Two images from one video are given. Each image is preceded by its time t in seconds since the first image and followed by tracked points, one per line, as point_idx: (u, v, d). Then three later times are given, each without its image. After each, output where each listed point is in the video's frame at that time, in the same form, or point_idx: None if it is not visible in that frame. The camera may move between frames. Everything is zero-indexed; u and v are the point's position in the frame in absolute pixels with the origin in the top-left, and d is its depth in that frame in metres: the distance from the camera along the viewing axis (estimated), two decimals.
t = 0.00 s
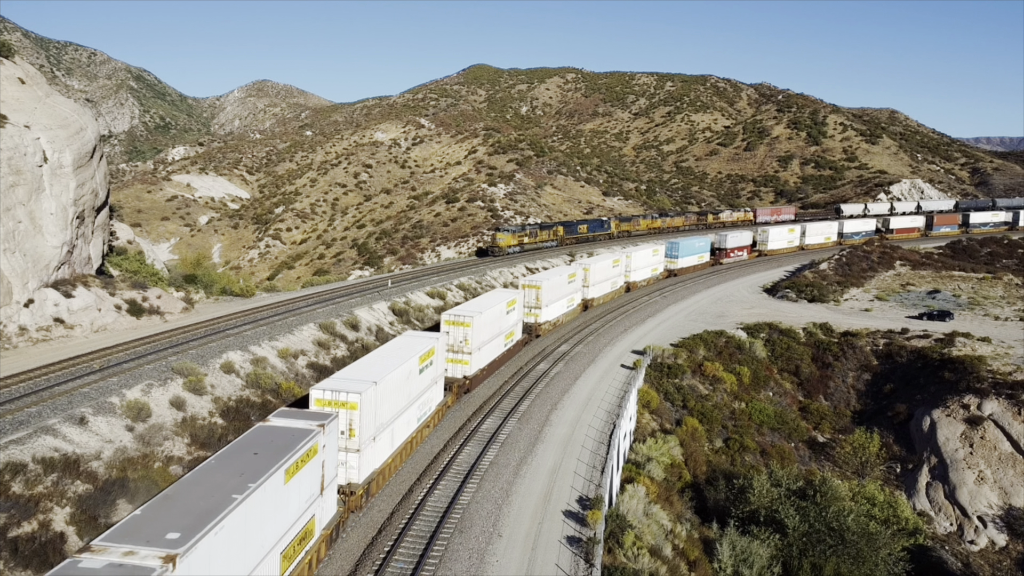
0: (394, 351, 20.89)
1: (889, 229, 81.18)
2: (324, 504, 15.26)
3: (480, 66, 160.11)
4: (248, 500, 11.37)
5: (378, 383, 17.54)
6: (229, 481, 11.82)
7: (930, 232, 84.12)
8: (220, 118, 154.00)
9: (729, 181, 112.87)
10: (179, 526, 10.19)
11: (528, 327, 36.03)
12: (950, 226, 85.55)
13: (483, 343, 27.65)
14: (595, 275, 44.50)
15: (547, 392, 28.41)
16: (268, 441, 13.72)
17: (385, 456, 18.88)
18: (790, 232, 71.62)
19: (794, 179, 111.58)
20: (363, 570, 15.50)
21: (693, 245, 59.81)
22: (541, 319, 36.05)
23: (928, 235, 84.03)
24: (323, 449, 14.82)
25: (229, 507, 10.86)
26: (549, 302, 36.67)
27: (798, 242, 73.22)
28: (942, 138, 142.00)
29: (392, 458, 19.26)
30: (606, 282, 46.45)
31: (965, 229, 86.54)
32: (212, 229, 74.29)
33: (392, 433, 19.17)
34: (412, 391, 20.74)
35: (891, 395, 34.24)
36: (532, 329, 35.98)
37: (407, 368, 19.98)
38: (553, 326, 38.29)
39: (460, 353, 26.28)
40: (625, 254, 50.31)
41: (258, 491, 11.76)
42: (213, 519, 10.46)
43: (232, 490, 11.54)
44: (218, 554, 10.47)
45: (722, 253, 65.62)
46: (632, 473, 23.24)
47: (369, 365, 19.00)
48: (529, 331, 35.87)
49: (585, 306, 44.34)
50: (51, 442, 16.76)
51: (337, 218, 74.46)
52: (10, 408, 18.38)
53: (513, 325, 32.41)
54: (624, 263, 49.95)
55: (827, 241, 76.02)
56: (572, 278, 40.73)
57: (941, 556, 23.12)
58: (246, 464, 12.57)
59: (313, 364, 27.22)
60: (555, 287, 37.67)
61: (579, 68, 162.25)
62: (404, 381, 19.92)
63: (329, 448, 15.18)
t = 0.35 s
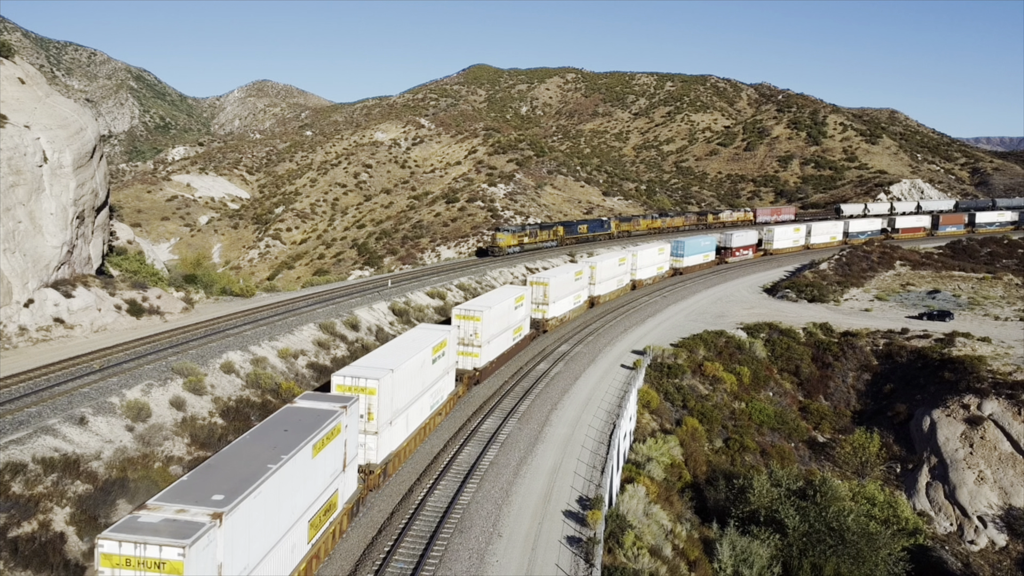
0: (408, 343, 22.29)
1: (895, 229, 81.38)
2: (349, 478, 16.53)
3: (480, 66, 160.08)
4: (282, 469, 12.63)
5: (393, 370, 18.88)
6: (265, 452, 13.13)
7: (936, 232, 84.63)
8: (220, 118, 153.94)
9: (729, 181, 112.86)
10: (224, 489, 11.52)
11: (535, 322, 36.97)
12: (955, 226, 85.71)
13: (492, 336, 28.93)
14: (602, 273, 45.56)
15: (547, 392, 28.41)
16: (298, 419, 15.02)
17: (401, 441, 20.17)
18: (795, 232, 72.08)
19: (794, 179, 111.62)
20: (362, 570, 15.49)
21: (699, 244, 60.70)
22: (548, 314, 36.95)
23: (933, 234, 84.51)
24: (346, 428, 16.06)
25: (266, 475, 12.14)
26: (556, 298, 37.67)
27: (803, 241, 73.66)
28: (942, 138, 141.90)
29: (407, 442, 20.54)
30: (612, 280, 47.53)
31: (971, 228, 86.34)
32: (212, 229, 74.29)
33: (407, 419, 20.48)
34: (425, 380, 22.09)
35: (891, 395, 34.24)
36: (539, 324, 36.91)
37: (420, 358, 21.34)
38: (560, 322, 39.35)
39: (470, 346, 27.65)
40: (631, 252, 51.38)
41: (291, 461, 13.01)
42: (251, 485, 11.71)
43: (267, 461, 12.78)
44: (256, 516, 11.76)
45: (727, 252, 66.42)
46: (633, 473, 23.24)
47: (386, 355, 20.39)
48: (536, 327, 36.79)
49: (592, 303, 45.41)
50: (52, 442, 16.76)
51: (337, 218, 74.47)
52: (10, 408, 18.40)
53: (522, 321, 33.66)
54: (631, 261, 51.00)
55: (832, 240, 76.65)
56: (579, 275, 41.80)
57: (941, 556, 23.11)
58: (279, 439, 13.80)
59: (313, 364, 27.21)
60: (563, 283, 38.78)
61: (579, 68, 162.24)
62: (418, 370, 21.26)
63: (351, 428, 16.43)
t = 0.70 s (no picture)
0: (420, 335, 23.23)
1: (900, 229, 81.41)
2: (366, 460, 17.55)
3: (480, 66, 160.10)
4: (308, 446, 13.58)
5: (407, 361, 19.80)
6: (291, 430, 14.08)
7: (942, 232, 84.95)
8: (220, 118, 153.95)
9: (729, 181, 112.86)
10: (256, 462, 12.44)
11: (542, 319, 38.06)
12: (961, 225, 85.75)
13: (500, 331, 29.70)
14: (607, 271, 46.47)
15: (547, 392, 28.38)
16: (320, 402, 15.99)
17: (413, 428, 21.15)
18: (800, 231, 72.46)
19: (794, 179, 111.60)
20: (362, 570, 15.50)
21: (704, 243, 61.29)
22: (554, 311, 38.06)
23: (939, 234, 84.86)
24: (364, 412, 17.03)
25: (293, 450, 13.07)
26: (562, 295, 38.69)
27: (808, 240, 73.99)
28: (942, 138, 141.83)
29: (419, 429, 21.55)
30: (618, 278, 48.42)
31: (976, 228, 86.42)
32: (212, 229, 74.31)
33: (419, 408, 21.43)
34: (436, 371, 23.04)
35: (891, 396, 34.23)
36: (546, 320, 37.98)
37: (431, 350, 22.29)
38: (566, 319, 40.37)
39: (478, 340, 28.38)
40: (636, 251, 52.19)
41: (316, 440, 13.98)
42: (281, 459, 12.64)
43: (294, 438, 13.72)
44: (285, 487, 12.70)
45: (731, 251, 67.01)
46: (632, 473, 23.25)
47: (399, 347, 21.31)
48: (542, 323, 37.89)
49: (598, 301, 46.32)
50: (52, 442, 16.76)
51: (337, 218, 74.47)
52: (10, 408, 18.39)
53: (529, 316, 34.53)
54: (636, 259, 51.82)
55: (837, 240, 77.04)
56: (585, 273, 42.74)
57: (941, 556, 23.10)
58: (303, 420, 14.75)
59: (313, 364, 27.20)
60: (569, 281, 39.64)
61: (579, 68, 162.25)
62: (429, 361, 22.21)
63: (368, 413, 17.40)
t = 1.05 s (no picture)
0: (433, 328, 24.64)
1: (906, 228, 82.05)
2: (383, 442, 19.07)
3: (480, 66, 160.08)
4: (332, 425, 15.11)
5: (420, 351, 21.18)
6: (317, 411, 15.61)
7: (948, 231, 85.25)
8: (220, 118, 153.91)
9: (729, 181, 112.86)
10: (287, 438, 13.97)
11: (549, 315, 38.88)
12: (966, 224, 86.01)
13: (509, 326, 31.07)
14: (614, 269, 47.46)
15: (547, 392, 28.39)
16: (341, 388, 17.53)
17: (426, 415, 22.55)
18: (805, 231, 72.97)
19: (794, 179, 111.61)
20: (362, 570, 15.50)
21: (709, 242, 62.03)
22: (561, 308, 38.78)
23: (944, 233, 85.19)
24: (381, 397, 18.50)
25: (319, 428, 14.55)
26: (569, 292, 39.48)
27: (814, 239, 74.48)
28: (942, 138, 141.79)
29: (432, 416, 22.93)
30: (623, 276, 49.35)
31: (982, 228, 86.72)
32: (212, 229, 74.30)
33: (432, 396, 22.82)
34: (448, 362, 24.42)
35: (892, 395, 34.21)
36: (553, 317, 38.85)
37: (443, 342, 23.65)
38: (573, 315, 41.29)
39: (488, 334, 29.81)
40: (642, 250, 53.00)
41: (339, 420, 15.50)
42: (308, 436, 14.13)
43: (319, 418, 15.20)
44: (313, 461, 14.26)
45: (737, 250, 67.75)
46: (633, 473, 23.25)
47: (414, 338, 22.74)
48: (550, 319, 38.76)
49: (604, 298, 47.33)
50: (52, 443, 16.75)
51: (337, 218, 74.47)
52: (10, 408, 18.39)
53: (537, 312, 35.82)
54: (642, 258, 52.64)
55: (843, 239, 77.46)
56: (591, 271, 43.57)
57: (941, 556, 23.08)
58: (327, 403, 16.24)
59: (313, 364, 27.21)
60: (576, 278, 40.75)
61: (579, 68, 162.21)
62: (442, 352, 23.61)
63: (385, 398, 18.87)
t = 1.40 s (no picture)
0: (443, 322, 25.77)
1: (910, 228, 82.04)
2: (398, 428, 20.14)
3: (480, 66, 160.05)
4: (352, 409, 16.18)
5: (431, 344, 22.31)
6: (337, 396, 16.69)
7: (953, 231, 85.67)
8: (220, 118, 153.88)
9: (729, 181, 112.84)
10: (310, 419, 15.01)
11: (555, 311, 40.19)
12: (972, 224, 85.92)
13: (517, 321, 32.10)
14: (619, 268, 48.40)
15: (547, 392, 28.39)
16: (358, 376, 18.63)
17: (437, 404, 23.64)
18: (810, 230, 73.22)
19: (794, 179, 111.60)
20: (362, 571, 15.50)
21: (715, 242, 62.70)
22: (567, 305, 40.08)
23: (949, 234, 85.69)
24: (396, 386, 19.60)
25: (340, 411, 15.61)
26: (574, 290, 40.70)
27: (819, 238, 74.55)
28: (942, 138, 141.86)
29: (443, 406, 24.05)
30: (628, 274, 50.26)
31: (987, 228, 87.04)
32: (212, 229, 74.28)
33: (442, 387, 23.92)
34: (457, 355, 25.53)
35: (891, 395, 34.21)
36: (559, 313, 40.16)
37: (452, 336, 24.78)
38: (578, 313, 42.44)
39: (496, 329, 30.90)
40: (648, 249, 53.84)
41: (358, 405, 16.56)
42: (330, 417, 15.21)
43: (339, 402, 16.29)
44: (334, 442, 15.29)
45: (742, 249, 68.55)
46: (632, 473, 23.25)
47: (425, 332, 23.90)
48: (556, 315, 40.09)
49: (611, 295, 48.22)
50: (52, 443, 16.74)
51: (337, 218, 74.47)
52: (11, 408, 18.41)
53: (545, 308, 36.92)
54: (647, 256, 53.44)
55: (847, 238, 77.64)
56: (597, 269, 44.67)
57: (941, 556, 23.07)
58: (346, 389, 17.34)
59: (313, 364, 27.22)
60: (581, 276, 41.70)
61: (579, 68, 162.20)
62: (451, 345, 24.74)
63: (399, 387, 19.98)
